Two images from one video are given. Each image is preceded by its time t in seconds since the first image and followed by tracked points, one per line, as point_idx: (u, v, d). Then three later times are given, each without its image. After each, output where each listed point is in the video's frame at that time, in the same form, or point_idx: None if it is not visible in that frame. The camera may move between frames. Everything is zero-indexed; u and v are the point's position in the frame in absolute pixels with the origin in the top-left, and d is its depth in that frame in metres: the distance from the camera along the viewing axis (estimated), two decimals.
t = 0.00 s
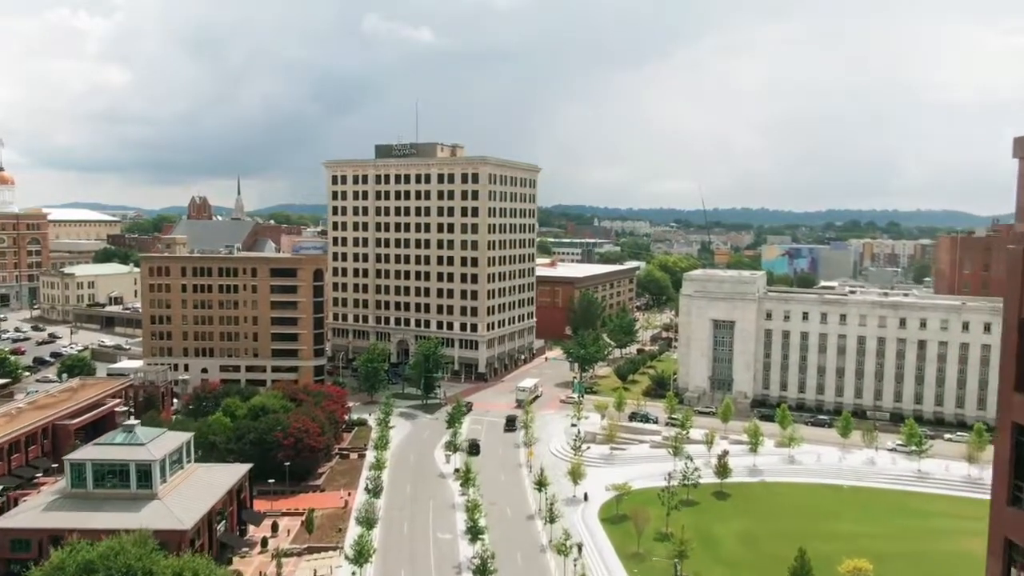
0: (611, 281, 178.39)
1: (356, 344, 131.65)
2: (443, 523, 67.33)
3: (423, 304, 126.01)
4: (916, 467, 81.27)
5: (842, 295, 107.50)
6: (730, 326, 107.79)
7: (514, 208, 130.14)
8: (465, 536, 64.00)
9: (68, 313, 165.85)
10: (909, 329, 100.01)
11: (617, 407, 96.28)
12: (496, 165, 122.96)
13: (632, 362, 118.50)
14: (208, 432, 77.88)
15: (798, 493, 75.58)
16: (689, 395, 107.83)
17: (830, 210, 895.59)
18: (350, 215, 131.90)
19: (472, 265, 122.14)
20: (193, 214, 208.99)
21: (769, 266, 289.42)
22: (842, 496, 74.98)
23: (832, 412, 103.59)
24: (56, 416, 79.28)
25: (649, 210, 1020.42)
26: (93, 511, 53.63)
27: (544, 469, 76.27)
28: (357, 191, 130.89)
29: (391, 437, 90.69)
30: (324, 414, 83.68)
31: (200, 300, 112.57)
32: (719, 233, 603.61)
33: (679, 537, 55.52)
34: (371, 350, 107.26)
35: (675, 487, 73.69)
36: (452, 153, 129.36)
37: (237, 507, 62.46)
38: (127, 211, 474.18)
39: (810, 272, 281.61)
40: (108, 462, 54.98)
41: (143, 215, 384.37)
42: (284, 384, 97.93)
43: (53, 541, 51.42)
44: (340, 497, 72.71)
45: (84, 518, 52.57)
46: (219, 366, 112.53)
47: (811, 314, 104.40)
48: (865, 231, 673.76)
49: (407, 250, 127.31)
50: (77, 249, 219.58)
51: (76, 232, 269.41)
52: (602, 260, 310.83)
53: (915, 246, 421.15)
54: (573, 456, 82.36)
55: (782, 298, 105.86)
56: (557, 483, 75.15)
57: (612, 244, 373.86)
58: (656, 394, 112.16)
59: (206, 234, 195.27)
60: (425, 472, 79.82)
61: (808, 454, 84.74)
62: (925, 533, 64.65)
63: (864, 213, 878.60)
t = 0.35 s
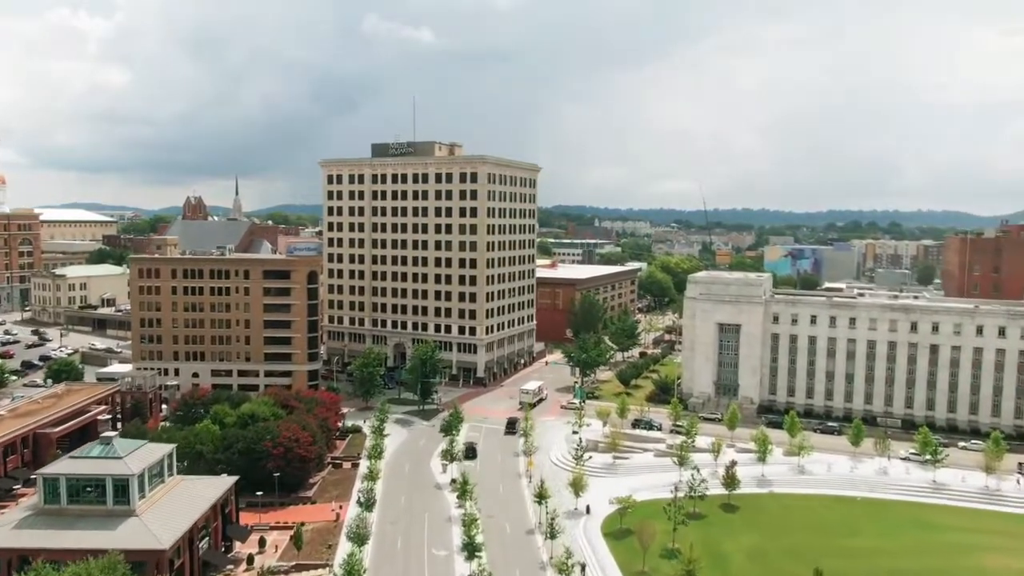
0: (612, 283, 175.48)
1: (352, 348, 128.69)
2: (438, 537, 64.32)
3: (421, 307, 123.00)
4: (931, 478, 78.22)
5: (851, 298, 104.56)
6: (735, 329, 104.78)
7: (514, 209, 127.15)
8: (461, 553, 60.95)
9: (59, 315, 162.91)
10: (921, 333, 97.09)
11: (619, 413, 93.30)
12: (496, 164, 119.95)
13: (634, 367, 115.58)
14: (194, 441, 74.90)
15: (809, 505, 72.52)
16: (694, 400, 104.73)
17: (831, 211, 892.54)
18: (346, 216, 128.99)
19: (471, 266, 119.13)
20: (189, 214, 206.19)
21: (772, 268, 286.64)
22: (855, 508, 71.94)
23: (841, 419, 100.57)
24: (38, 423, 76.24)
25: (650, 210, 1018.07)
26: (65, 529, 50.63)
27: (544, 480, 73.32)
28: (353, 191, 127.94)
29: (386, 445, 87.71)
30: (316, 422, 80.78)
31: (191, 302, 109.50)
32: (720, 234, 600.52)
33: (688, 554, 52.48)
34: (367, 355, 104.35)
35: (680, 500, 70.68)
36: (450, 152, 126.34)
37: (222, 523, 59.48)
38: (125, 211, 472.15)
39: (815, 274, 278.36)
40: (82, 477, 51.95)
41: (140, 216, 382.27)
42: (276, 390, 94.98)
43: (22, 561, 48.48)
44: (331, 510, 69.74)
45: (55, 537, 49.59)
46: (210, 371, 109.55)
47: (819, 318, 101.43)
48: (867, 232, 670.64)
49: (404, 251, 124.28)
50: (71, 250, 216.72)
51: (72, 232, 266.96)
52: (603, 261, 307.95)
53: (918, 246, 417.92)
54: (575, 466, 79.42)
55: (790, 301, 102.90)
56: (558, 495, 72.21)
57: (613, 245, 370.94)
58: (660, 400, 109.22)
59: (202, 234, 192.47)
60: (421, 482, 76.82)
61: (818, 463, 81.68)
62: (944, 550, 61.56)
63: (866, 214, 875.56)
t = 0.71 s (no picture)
0: (613, 285, 172.03)
1: (346, 352, 125.24)
2: (432, 556, 60.87)
3: (417, 310, 119.49)
4: (949, 490, 74.76)
5: (861, 301, 101.19)
6: (741, 334, 101.37)
7: (512, 209, 123.67)
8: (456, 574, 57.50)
9: (48, 317, 159.32)
10: (934, 338, 93.70)
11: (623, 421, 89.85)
12: (494, 163, 116.44)
13: (636, 372, 112.13)
14: (177, 453, 71.41)
15: (822, 519, 69.08)
16: (698, 407, 101.26)
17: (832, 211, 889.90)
18: (340, 216, 125.49)
19: (468, 268, 115.65)
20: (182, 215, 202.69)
21: (775, 270, 283.23)
22: (871, 523, 68.49)
23: (851, 427, 97.17)
24: (14, 433, 72.33)
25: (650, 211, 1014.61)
26: (30, 554, 47.10)
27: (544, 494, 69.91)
28: (347, 190, 124.47)
29: (379, 455, 84.26)
30: (306, 432, 77.30)
31: (179, 305, 106.02)
32: (721, 235, 597.09)
33: None
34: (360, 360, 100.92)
35: (687, 515, 67.24)
36: (448, 150, 122.84)
37: (202, 542, 56.03)
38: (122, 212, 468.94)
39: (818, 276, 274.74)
40: (49, 496, 48.38)
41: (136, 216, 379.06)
42: (266, 397, 91.51)
43: None
44: (320, 526, 66.34)
45: (18, 563, 46.05)
46: (198, 376, 106.03)
47: (829, 322, 98.00)
48: (869, 233, 667.31)
49: (400, 253, 120.79)
50: (62, 250, 213.03)
51: (65, 233, 263.57)
52: (604, 263, 304.65)
53: (921, 248, 414.78)
54: (576, 478, 76.02)
55: (798, 304, 99.47)
56: (558, 510, 68.79)
57: (613, 246, 367.73)
58: (663, 406, 105.79)
59: (195, 235, 189.02)
60: (415, 496, 73.36)
61: (830, 474, 78.21)
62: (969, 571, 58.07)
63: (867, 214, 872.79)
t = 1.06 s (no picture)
0: (614, 286, 168.87)
1: (340, 356, 122.13)
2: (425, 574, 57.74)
3: (413, 313, 116.34)
4: (966, 502, 71.62)
5: (870, 304, 98.12)
6: (747, 338, 98.30)
7: (510, 209, 120.50)
8: None
9: (37, 320, 156.15)
10: (946, 342, 90.67)
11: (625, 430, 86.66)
12: (492, 162, 113.31)
13: (638, 377, 109.00)
14: (159, 464, 68.27)
15: (834, 534, 65.99)
16: (702, 414, 98.14)
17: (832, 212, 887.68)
18: (334, 216, 122.33)
19: (465, 270, 112.54)
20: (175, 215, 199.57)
21: (777, 270, 280.67)
22: (886, 538, 65.36)
23: (860, 434, 94.12)
24: None
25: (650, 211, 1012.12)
26: None
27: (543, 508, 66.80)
28: (341, 190, 121.29)
29: (372, 465, 81.10)
30: (294, 442, 74.19)
31: (167, 309, 102.76)
32: (721, 235, 594.19)
33: None
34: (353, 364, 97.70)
35: (694, 530, 64.11)
36: (444, 149, 119.66)
37: (180, 562, 52.88)
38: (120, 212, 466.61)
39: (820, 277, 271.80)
40: (14, 516, 45.24)
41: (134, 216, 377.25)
42: (254, 404, 88.31)
43: None
44: (308, 541, 63.21)
45: None
46: (186, 382, 102.79)
47: (837, 326, 94.97)
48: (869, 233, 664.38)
49: (395, 254, 117.66)
50: (54, 251, 209.64)
51: (59, 235, 260.64)
52: (603, 264, 301.84)
53: (922, 248, 411.68)
54: (577, 490, 72.92)
55: (805, 307, 96.43)
56: (558, 525, 65.65)
57: (613, 247, 364.95)
58: (665, 413, 102.67)
59: (187, 235, 185.88)
60: (408, 508, 70.24)
61: (841, 486, 75.09)
62: None
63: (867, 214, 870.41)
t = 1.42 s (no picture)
0: (614, 289, 165.35)
1: (333, 360, 118.57)
2: None
3: (408, 317, 112.76)
4: (986, 518, 68.05)
5: (882, 308, 94.64)
6: (754, 343, 94.81)
7: (508, 209, 116.90)
8: None
9: (23, 323, 152.54)
10: (961, 348, 87.21)
11: (627, 439, 83.15)
12: (489, 160, 109.71)
13: (640, 383, 105.47)
14: (136, 479, 64.67)
15: (848, 551, 62.45)
16: (707, 422, 94.57)
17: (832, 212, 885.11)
18: (327, 217, 118.81)
19: (461, 272, 108.94)
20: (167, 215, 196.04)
21: (778, 272, 277.03)
22: (904, 556, 61.82)
23: (871, 444, 90.60)
24: None
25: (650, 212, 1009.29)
26: None
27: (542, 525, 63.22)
28: (334, 189, 117.70)
29: (363, 477, 77.54)
30: (280, 454, 70.62)
31: (152, 312, 99.18)
32: (722, 236, 591.14)
33: None
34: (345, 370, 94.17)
35: (701, 549, 60.52)
36: (440, 147, 116.10)
37: None
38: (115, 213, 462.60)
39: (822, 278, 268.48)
40: None
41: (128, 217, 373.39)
42: (241, 413, 84.70)
43: None
44: (292, 561, 59.65)
45: None
46: (172, 389, 99.20)
47: (847, 331, 91.53)
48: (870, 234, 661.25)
49: (389, 256, 114.10)
50: (44, 253, 205.87)
51: (51, 235, 257.25)
52: (603, 265, 298.63)
53: (924, 249, 408.04)
54: (578, 505, 69.35)
55: (814, 311, 92.95)
56: (558, 544, 62.07)
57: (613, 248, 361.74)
58: (669, 421, 99.13)
59: (179, 236, 182.38)
60: (400, 524, 66.69)
61: (855, 500, 71.52)
62: None
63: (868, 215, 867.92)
